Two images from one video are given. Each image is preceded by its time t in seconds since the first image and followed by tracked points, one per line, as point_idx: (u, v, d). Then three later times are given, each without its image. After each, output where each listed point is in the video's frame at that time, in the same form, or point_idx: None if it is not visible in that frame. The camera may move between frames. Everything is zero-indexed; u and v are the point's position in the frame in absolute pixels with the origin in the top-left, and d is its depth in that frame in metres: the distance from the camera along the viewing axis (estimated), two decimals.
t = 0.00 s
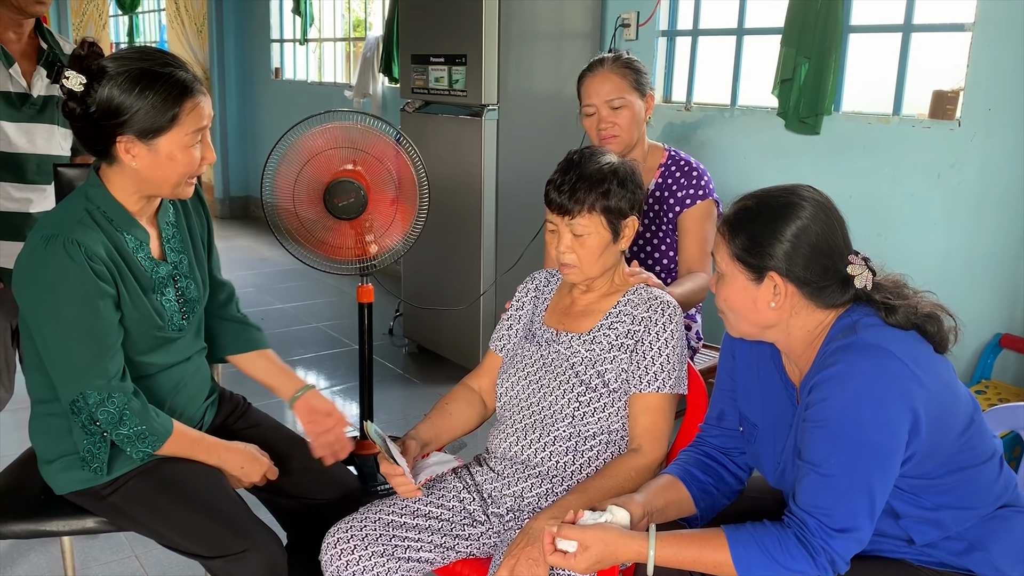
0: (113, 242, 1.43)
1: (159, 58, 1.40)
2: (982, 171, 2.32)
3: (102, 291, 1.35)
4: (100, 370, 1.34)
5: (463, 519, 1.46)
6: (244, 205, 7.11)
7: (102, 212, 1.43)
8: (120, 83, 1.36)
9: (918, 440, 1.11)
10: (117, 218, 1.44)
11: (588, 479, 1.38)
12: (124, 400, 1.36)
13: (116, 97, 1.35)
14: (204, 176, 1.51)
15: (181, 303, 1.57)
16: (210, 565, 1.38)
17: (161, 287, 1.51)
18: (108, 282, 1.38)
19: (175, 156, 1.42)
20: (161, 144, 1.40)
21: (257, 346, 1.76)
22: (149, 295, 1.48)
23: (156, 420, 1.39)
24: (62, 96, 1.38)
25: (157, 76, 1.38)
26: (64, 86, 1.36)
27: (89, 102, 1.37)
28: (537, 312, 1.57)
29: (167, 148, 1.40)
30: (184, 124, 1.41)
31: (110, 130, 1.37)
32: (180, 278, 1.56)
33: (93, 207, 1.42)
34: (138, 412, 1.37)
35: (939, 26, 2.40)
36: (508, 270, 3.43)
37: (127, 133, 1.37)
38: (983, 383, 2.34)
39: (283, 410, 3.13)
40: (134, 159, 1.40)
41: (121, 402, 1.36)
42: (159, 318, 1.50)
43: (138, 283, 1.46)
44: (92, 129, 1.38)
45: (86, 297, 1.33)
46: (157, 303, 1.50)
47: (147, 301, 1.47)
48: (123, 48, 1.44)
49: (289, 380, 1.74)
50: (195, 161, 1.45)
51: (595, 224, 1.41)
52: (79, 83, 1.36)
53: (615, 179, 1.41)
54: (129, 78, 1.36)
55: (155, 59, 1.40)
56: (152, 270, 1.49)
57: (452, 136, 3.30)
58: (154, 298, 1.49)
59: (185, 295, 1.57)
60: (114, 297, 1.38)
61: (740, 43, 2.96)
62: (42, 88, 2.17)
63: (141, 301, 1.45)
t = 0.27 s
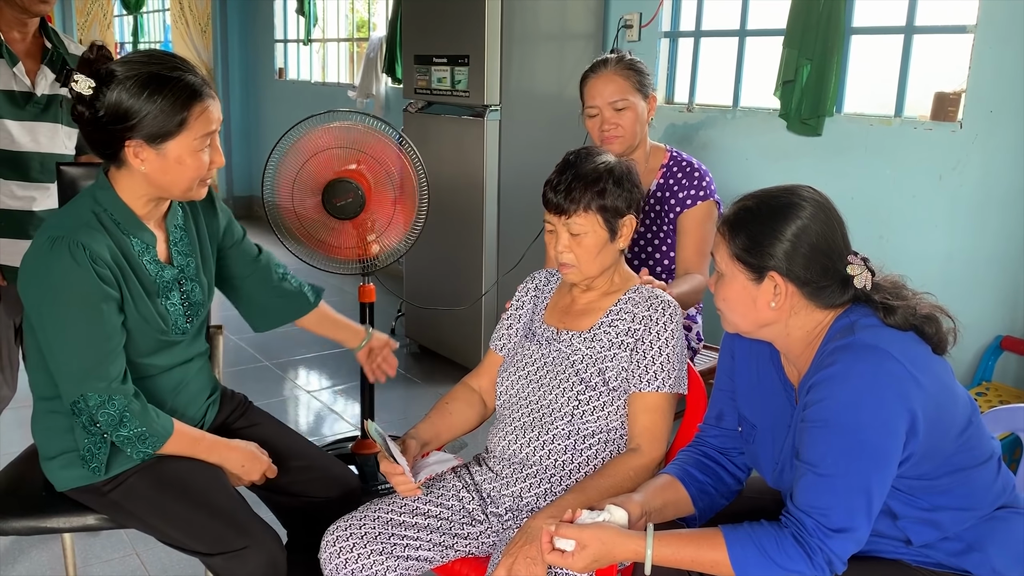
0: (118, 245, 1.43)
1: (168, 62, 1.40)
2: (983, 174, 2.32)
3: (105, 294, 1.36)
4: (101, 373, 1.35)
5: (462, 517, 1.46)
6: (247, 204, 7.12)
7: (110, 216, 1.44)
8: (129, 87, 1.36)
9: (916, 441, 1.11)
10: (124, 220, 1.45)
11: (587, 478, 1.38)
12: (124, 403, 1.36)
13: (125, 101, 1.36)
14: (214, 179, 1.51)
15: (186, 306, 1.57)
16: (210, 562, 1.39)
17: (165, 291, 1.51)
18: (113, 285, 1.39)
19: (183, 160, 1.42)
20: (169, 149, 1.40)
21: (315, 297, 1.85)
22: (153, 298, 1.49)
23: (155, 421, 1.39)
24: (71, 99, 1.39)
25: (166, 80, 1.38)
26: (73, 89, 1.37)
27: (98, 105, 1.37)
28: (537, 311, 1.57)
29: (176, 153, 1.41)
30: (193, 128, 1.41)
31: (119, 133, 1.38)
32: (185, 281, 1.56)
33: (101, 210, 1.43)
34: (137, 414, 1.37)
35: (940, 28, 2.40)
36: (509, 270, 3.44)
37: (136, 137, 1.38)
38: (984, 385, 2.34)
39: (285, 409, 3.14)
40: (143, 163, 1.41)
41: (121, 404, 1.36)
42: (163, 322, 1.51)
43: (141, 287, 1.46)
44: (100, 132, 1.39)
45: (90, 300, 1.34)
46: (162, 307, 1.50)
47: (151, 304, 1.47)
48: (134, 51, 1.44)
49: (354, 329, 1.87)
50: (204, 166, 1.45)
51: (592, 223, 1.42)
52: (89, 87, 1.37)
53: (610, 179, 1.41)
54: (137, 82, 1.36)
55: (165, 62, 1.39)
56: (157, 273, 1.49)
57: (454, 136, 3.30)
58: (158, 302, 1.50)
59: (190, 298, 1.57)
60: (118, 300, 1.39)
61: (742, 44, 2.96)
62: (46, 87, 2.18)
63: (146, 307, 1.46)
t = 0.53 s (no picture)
0: (137, 251, 1.44)
1: (196, 70, 1.39)
2: (984, 174, 2.32)
3: (120, 298, 1.36)
4: (109, 376, 1.35)
5: (461, 516, 1.47)
6: (250, 204, 7.13)
7: (131, 219, 1.45)
8: (159, 97, 1.35)
9: (911, 440, 1.11)
10: (144, 226, 1.46)
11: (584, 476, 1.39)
12: (130, 406, 1.36)
13: (155, 110, 1.35)
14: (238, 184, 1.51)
15: (200, 312, 1.57)
16: (210, 557, 1.39)
17: (179, 297, 1.51)
18: (128, 289, 1.39)
19: (211, 169, 1.42)
20: (197, 157, 1.40)
21: (339, 285, 1.89)
22: (167, 305, 1.49)
23: (159, 423, 1.40)
24: (96, 105, 1.38)
25: (195, 90, 1.37)
26: (100, 96, 1.36)
27: (125, 114, 1.37)
28: (534, 309, 1.57)
29: (203, 161, 1.41)
30: (221, 137, 1.41)
31: (147, 142, 1.38)
32: (200, 287, 1.56)
33: (122, 212, 1.44)
34: (142, 416, 1.38)
35: (941, 28, 2.40)
36: (511, 270, 3.44)
37: (163, 146, 1.38)
38: (984, 385, 2.34)
39: (287, 408, 3.14)
40: (169, 171, 1.41)
41: (127, 407, 1.36)
42: (175, 328, 1.51)
43: (157, 293, 1.47)
44: (128, 140, 1.38)
45: (105, 304, 1.35)
46: (175, 313, 1.51)
47: (164, 310, 1.48)
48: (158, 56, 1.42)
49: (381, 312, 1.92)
50: (230, 174, 1.45)
51: (585, 222, 1.42)
52: (116, 95, 1.36)
53: (602, 176, 1.42)
54: (167, 91, 1.36)
55: (192, 71, 1.39)
56: (172, 279, 1.49)
57: (455, 136, 3.31)
58: (172, 309, 1.50)
59: (204, 304, 1.57)
60: (132, 305, 1.40)
61: (744, 44, 2.96)
62: (48, 85, 2.20)
63: (159, 314, 1.46)
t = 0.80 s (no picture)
0: (151, 254, 1.44)
1: (221, 81, 1.38)
2: (984, 174, 2.32)
3: (130, 298, 1.37)
4: (113, 375, 1.35)
5: (459, 514, 1.47)
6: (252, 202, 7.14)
7: (149, 223, 1.45)
8: (184, 108, 1.34)
9: (909, 440, 1.11)
10: (163, 232, 1.46)
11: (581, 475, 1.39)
12: (133, 405, 1.37)
13: (180, 121, 1.35)
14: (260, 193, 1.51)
15: (212, 319, 1.57)
16: (206, 553, 1.38)
17: (191, 305, 1.51)
18: (138, 290, 1.40)
19: (233, 179, 1.42)
20: (220, 168, 1.40)
21: (358, 307, 1.84)
22: (177, 311, 1.49)
23: (161, 423, 1.40)
24: (120, 114, 1.37)
25: (221, 101, 1.36)
26: (125, 105, 1.35)
27: (150, 123, 1.36)
28: (533, 306, 1.57)
29: (227, 172, 1.40)
30: (245, 148, 1.41)
31: (172, 152, 1.37)
32: (214, 296, 1.56)
33: (141, 214, 1.45)
34: (144, 416, 1.38)
35: (943, 27, 2.40)
36: (511, 268, 3.44)
37: (187, 157, 1.37)
38: (984, 385, 2.33)
39: (288, 406, 3.14)
40: (193, 181, 1.41)
41: (130, 406, 1.37)
42: (182, 334, 1.50)
43: (168, 297, 1.47)
44: (152, 150, 1.38)
45: (116, 304, 1.35)
46: (184, 320, 1.50)
47: (173, 316, 1.47)
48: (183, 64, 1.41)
49: (407, 335, 1.87)
50: (252, 184, 1.45)
51: (580, 220, 1.42)
52: (140, 104, 1.35)
53: (594, 174, 1.43)
54: (192, 102, 1.35)
55: (218, 81, 1.38)
56: (185, 286, 1.49)
57: (456, 135, 3.31)
58: (182, 315, 1.50)
59: (217, 313, 1.57)
60: (142, 306, 1.40)
61: (745, 43, 2.96)
62: (51, 83, 2.20)
63: (167, 318, 1.46)
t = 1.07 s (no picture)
0: (160, 256, 1.44)
1: (237, 87, 1.38)
2: (986, 172, 2.31)
3: (138, 300, 1.37)
4: (116, 374, 1.36)
5: (459, 511, 1.47)
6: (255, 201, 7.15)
7: (159, 224, 1.45)
8: (199, 113, 1.34)
9: (909, 438, 1.11)
10: (174, 235, 1.46)
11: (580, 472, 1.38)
12: (137, 404, 1.37)
13: (194, 126, 1.34)
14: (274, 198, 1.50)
15: (217, 322, 1.56)
16: (206, 549, 1.38)
17: (196, 308, 1.50)
18: (145, 291, 1.40)
19: (246, 185, 1.41)
20: (233, 174, 1.39)
21: (364, 319, 1.81)
22: (182, 314, 1.49)
23: (164, 424, 1.40)
24: (135, 117, 1.37)
25: (236, 107, 1.36)
26: (139, 109, 1.35)
27: (164, 127, 1.36)
28: (532, 303, 1.57)
29: (239, 178, 1.40)
30: (259, 154, 1.40)
31: (185, 156, 1.37)
32: (220, 300, 1.55)
33: (152, 215, 1.44)
34: (147, 415, 1.38)
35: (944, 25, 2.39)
36: (512, 266, 3.44)
37: (200, 162, 1.37)
38: (985, 383, 2.33)
39: (290, 404, 3.15)
40: (205, 185, 1.41)
41: (133, 406, 1.37)
42: (186, 338, 1.51)
43: (174, 299, 1.47)
44: (165, 154, 1.38)
45: (123, 304, 1.35)
46: (188, 323, 1.50)
47: (178, 318, 1.47)
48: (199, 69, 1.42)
49: (417, 352, 1.81)
50: (265, 190, 1.44)
51: (574, 217, 1.42)
52: (155, 108, 1.35)
53: (586, 171, 1.43)
54: (207, 107, 1.35)
55: (234, 88, 1.38)
56: (191, 289, 1.49)
57: (457, 133, 3.31)
58: (186, 318, 1.50)
59: (222, 316, 1.57)
60: (148, 306, 1.40)
61: (746, 40, 2.95)
62: (52, 81, 2.21)
63: (172, 319, 1.46)
